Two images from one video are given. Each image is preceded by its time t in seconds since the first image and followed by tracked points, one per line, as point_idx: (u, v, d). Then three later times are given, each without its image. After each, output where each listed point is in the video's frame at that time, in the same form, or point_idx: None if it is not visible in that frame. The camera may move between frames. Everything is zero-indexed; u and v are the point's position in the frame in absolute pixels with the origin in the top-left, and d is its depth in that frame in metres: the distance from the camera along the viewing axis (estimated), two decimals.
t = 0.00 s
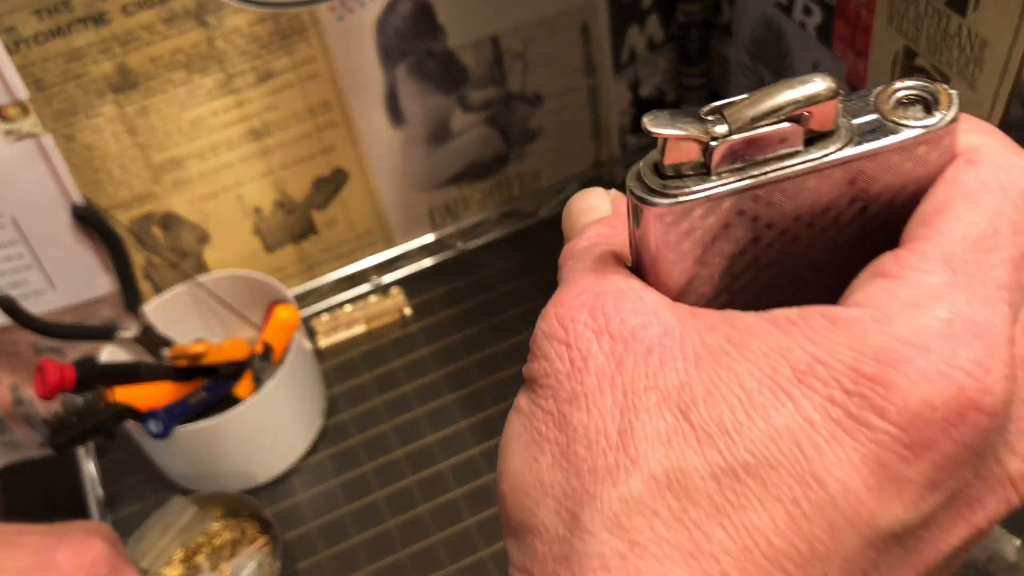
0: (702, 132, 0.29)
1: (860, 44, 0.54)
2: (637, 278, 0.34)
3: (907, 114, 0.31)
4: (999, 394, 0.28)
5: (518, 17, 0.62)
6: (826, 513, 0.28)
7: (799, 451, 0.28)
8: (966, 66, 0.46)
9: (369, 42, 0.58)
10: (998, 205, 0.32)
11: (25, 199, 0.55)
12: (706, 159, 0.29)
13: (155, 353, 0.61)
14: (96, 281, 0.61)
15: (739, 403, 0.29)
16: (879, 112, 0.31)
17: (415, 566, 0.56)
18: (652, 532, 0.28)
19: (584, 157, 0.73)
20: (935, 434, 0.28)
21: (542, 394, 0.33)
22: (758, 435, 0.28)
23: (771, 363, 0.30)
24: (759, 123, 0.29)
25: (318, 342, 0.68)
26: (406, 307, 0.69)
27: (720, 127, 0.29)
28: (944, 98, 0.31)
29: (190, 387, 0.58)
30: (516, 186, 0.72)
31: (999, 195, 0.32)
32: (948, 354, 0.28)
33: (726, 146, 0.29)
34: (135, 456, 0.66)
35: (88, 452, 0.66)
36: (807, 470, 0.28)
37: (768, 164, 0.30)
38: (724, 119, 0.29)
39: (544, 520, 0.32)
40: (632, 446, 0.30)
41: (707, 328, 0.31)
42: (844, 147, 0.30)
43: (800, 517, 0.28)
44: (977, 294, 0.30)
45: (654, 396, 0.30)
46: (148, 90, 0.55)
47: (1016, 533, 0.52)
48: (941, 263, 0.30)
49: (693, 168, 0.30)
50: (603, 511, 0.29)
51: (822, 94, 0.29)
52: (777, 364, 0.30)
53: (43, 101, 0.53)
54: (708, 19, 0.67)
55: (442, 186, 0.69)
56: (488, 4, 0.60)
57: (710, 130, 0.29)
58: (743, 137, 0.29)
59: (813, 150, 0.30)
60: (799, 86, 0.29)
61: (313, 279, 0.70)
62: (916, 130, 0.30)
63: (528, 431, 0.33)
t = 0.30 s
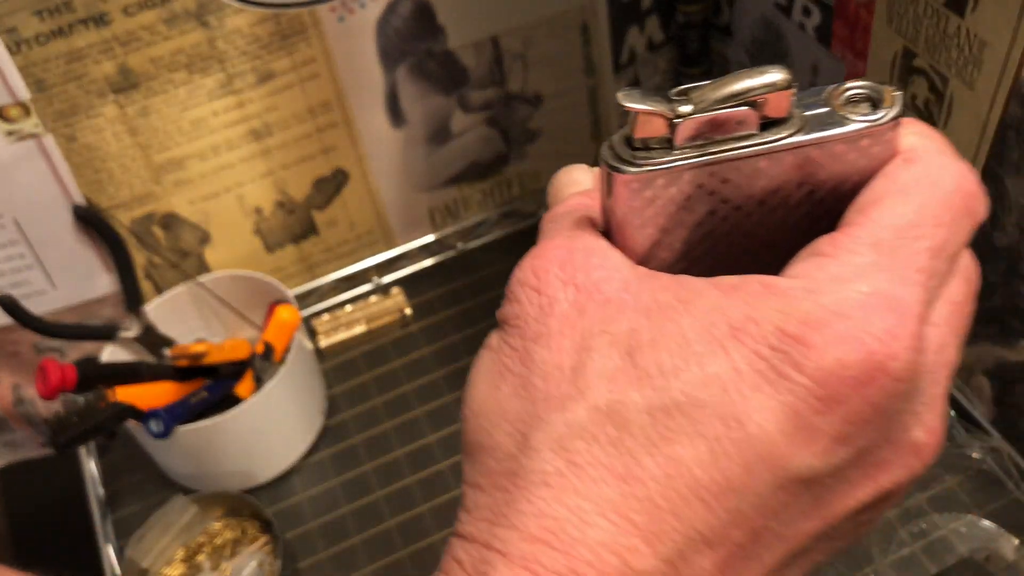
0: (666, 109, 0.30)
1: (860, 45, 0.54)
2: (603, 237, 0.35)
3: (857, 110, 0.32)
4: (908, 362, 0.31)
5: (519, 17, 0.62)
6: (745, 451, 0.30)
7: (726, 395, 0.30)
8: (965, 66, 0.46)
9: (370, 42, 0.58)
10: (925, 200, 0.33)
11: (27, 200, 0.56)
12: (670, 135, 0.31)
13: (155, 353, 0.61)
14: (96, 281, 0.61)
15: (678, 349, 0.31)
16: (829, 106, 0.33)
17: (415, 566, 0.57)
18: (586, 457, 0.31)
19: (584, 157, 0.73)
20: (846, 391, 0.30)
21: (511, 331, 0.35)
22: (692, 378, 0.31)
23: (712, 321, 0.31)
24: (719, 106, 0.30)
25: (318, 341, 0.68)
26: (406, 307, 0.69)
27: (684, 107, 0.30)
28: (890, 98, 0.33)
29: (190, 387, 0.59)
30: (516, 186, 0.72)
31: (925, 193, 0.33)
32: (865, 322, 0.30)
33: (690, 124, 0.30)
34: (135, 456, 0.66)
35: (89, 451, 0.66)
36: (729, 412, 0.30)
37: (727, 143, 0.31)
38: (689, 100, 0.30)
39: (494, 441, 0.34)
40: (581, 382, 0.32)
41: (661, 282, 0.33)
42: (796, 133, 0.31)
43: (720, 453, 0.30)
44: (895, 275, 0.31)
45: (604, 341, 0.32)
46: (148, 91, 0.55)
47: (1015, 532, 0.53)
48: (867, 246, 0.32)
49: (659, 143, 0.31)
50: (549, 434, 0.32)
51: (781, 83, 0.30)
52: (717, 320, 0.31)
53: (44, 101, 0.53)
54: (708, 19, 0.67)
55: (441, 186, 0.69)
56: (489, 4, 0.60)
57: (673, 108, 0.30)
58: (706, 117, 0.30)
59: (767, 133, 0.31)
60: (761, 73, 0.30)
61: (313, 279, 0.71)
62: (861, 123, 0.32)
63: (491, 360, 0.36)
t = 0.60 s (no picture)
0: (682, 126, 0.30)
1: (859, 45, 0.54)
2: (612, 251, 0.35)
3: (875, 126, 0.32)
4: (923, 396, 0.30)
5: (519, 18, 0.62)
6: (753, 483, 0.29)
7: (735, 425, 0.30)
8: (964, 67, 0.46)
9: (370, 42, 0.58)
10: (944, 223, 0.32)
11: (28, 200, 0.56)
12: (685, 151, 0.30)
13: (156, 353, 0.62)
14: (97, 280, 0.61)
15: (687, 375, 0.31)
16: (847, 121, 0.32)
17: (415, 566, 0.57)
18: (593, 483, 0.30)
19: (584, 157, 0.73)
20: (859, 424, 0.29)
21: (516, 346, 0.35)
22: (701, 407, 0.30)
23: (721, 345, 0.31)
24: (734, 124, 0.30)
25: (318, 341, 0.68)
26: (406, 307, 0.69)
27: (700, 123, 0.30)
28: (909, 115, 0.32)
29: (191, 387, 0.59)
30: (516, 186, 0.72)
31: (946, 215, 0.32)
32: (879, 354, 0.30)
33: (705, 140, 0.30)
34: (136, 456, 0.66)
35: (90, 451, 0.66)
36: (739, 444, 0.29)
37: (742, 160, 0.31)
38: (705, 116, 0.30)
39: (498, 463, 0.33)
40: (589, 405, 0.31)
41: (669, 300, 0.33)
42: (812, 151, 0.31)
43: (728, 484, 0.29)
44: (912, 302, 0.31)
45: (611, 363, 0.32)
46: (149, 91, 0.55)
47: (1013, 532, 0.53)
48: (885, 271, 0.31)
49: (674, 158, 0.31)
50: (553, 457, 0.31)
51: (800, 100, 0.29)
52: (727, 344, 0.31)
53: (45, 102, 0.53)
54: (708, 19, 0.67)
55: (441, 186, 0.69)
56: (488, 5, 0.60)
57: (689, 124, 0.30)
58: (721, 134, 0.30)
59: (784, 151, 0.31)
60: (780, 89, 0.30)
61: (314, 279, 0.71)
62: (880, 140, 0.31)
63: (496, 380, 0.35)
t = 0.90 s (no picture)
0: (715, 157, 0.28)
1: (859, 45, 0.54)
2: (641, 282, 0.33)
3: (917, 158, 0.30)
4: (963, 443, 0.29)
5: (519, 17, 0.62)
6: (789, 531, 0.28)
7: (771, 470, 0.29)
8: (965, 66, 0.46)
9: (369, 42, 0.58)
10: (988, 261, 0.31)
11: (28, 200, 0.56)
12: (717, 182, 0.29)
13: (155, 353, 0.62)
14: (97, 281, 0.61)
15: (721, 417, 0.29)
16: (888, 152, 0.30)
17: (415, 566, 0.57)
18: (623, 529, 0.30)
19: (583, 157, 0.73)
20: (899, 472, 0.28)
21: (543, 381, 0.33)
22: (736, 450, 0.29)
23: (756, 386, 0.30)
24: (769, 155, 0.28)
25: (318, 341, 0.68)
26: (406, 307, 0.69)
27: (736, 153, 0.29)
28: (953, 146, 0.31)
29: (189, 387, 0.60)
30: (516, 186, 0.72)
31: (989, 252, 0.31)
32: (921, 401, 0.28)
33: (740, 171, 0.29)
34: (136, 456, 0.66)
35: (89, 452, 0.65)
36: (775, 490, 0.28)
37: (779, 193, 0.29)
38: (739, 146, 0.29)
39: (524, 502, 0.32)
40: (618, 448, 0.30)
41: (703, 338, 0.31)
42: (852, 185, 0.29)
43: (762, 531, 0.28)
44: (953, 345, 0.30)
45: (642, 404, 0.31)
46: (149, 90, 0.55)
47: (1014, 532, 0.53)
48: (925, 312, 0.30)
49: (705, 189, 0.29)
50: (581, 501, 0.30)
51: (839, 132, 0.28)
52: (762, 385, 0.30)
53: (44, 101, 0.53)
54: (708, 20, 0.68)
55: (441, 186, 0.69)
56: (488, 4, 0.60)
57: (723, 155, 0.28)
58: (756, 165, 0.28)
59: (822, 184, 0.29)
60: (819, 119, 0.28)
61: (313, 279, 0.71)
62: (923, 175, 0.30)
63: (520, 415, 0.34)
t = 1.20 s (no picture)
0: (768, 207, 0.27)
1: (859, 45, 0.54)
2: (678, 335, 0.32)
3: (985, 207, 0.29)
4: None
5: (518, 17, 0.62)
6: None
7: (816, 546, 0.27)
8: (965, 66, 0.46)
9: (369, 42, 0.58)
10: None
11: (28, 200, 0.56)
12: (768, 231, 0.28)
13: (156, 354, 0.62)
14: (97, 281, 0.61)
15: (762, 489, 0.28)
16: (957, 200, 0.29)
17: (414, 567, 0.57)
18: None
19: (584, 158, 0.73)
20: (959, 551, 0.27)
21: (570, 442, 0.32)
22: (777, 524, 0.28)
23: (800, 453, 0.29)
24: (826, 208, 0.27)
25: (318, 342, 0.68)
26: (406, 307, 0.69)
27: (791, 203, 0.27)
28: None
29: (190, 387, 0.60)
30: (516, 186, 0.72)
31: None
32: (984, 474, 0.27)
33: (792, 223, 0.27)
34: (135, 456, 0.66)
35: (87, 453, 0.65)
36: (821, 568, 0.27)
37: (833, 245, 0.28)
38: (795, 195, 0.27)
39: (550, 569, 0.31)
40: (649, 517, 0.29)
41: (745, 400, 0.30)
42: (910, 235, 0.28)
43: None
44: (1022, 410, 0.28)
45: (676, 471, 0.29)
46: (149, 90, 0.55)
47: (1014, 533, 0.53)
48: (988, 372, 0.28)
49: (753, 238, 0.28)
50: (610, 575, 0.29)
51: (899, 184, 0.27)
52: (807, 453, 0.29)
53: (44, 101, 0.53)
54: (708, 19, 0.67)
55: (441, 186, 0.69)
56: (488, 3, 0.60)
57: (775, 204, 0.27)
58: (810, 218, 0.27)
59: (880, 236, 0.28)
60: (878, 168, 0.27)
61: (313, 279, 0.71)
62: (989, 225, 0.28)
63: (545, 476, 0.33)
